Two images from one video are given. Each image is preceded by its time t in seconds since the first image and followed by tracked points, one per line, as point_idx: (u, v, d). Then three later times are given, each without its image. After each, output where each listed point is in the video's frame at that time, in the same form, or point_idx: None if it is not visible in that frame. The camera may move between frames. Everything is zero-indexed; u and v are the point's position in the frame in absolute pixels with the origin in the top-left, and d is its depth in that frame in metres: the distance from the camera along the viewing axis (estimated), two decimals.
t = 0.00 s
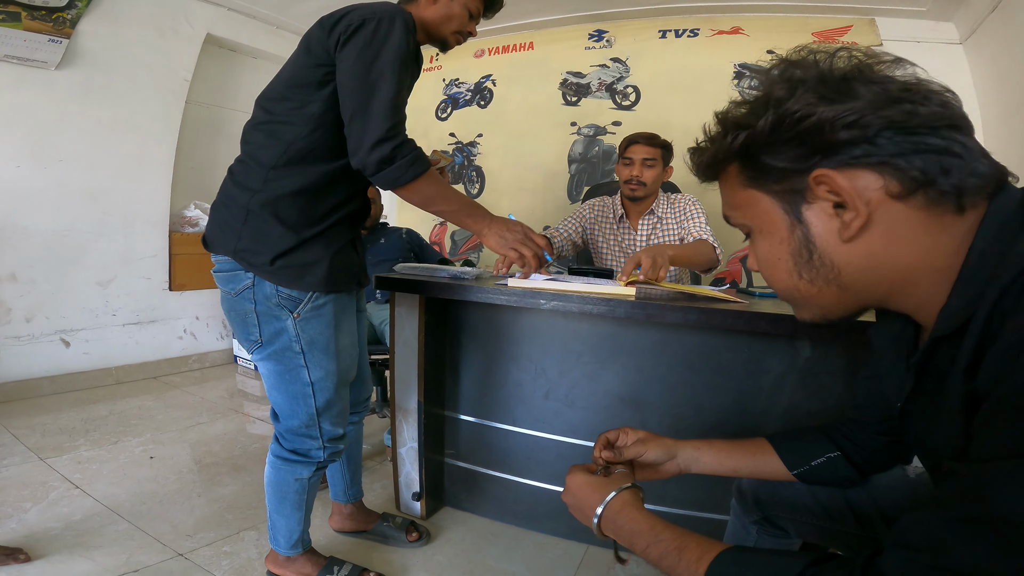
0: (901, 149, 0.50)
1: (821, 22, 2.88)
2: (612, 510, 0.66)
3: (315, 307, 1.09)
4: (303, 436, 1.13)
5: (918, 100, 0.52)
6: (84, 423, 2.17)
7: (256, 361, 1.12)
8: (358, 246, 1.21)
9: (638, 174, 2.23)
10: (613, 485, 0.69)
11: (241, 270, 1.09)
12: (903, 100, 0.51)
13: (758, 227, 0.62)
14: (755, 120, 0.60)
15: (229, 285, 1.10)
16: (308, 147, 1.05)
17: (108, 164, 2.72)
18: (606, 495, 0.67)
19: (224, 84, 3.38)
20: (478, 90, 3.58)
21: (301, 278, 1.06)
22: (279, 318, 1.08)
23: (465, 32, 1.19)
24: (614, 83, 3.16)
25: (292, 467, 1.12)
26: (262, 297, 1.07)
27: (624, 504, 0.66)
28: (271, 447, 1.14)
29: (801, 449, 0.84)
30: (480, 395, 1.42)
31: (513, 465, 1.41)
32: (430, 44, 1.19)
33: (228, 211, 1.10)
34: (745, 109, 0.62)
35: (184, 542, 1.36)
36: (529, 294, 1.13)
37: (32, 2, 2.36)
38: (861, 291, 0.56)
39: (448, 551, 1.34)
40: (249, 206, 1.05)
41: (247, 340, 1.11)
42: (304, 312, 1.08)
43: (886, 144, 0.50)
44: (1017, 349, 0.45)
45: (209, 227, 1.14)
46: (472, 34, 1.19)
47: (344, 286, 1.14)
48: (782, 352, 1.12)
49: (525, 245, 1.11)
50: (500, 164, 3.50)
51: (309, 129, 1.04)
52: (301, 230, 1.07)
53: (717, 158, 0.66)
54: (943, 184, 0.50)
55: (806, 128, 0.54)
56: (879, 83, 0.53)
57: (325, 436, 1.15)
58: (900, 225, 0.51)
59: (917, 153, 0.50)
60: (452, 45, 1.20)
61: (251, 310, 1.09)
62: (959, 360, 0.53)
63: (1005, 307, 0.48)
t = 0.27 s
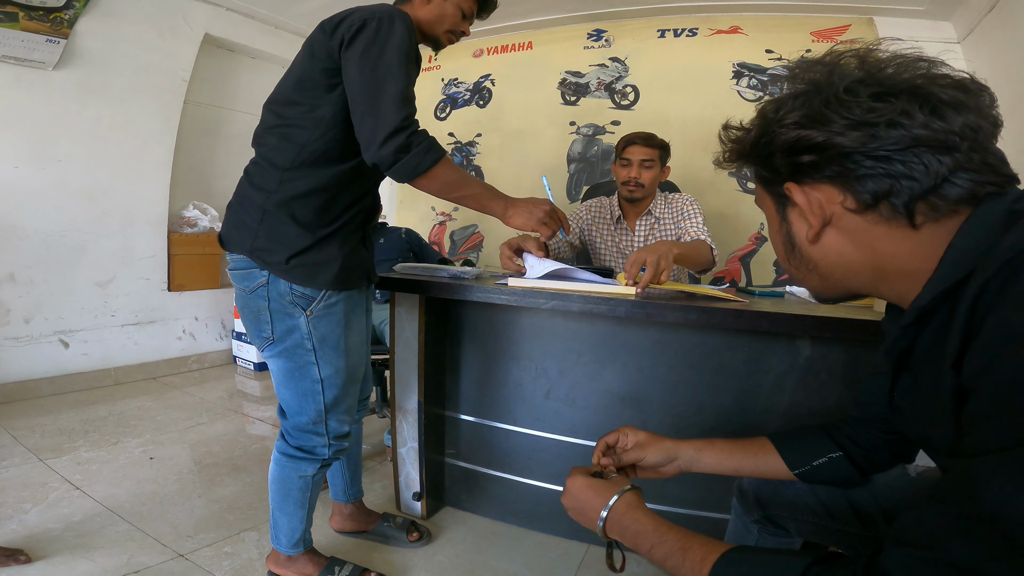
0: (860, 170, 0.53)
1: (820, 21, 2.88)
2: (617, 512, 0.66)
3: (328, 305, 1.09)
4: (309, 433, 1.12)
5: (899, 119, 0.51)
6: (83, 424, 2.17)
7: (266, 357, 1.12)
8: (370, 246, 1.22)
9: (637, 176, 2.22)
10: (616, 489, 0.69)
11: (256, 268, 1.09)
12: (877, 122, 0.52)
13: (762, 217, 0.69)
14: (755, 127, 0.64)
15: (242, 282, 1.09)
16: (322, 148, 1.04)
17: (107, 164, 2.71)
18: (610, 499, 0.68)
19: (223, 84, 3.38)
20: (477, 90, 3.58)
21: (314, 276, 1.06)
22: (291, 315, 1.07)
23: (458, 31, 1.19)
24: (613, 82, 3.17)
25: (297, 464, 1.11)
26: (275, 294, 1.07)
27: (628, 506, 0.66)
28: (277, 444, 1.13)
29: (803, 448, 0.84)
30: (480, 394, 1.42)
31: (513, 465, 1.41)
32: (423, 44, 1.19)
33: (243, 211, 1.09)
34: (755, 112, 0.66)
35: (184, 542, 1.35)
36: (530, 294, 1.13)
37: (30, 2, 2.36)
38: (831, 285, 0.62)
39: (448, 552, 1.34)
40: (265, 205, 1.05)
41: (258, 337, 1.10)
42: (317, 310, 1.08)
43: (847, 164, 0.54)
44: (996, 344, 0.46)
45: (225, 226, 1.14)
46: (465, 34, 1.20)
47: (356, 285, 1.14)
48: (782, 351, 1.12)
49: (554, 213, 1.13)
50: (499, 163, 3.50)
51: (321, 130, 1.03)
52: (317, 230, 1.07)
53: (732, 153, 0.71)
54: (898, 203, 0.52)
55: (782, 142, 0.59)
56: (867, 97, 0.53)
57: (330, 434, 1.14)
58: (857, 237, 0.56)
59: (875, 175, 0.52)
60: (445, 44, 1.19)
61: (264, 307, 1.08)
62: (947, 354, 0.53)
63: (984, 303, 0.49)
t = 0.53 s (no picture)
0: (860, 166, 0.53)
1: (817, 21, 2.89)
2: (619, 512, 0.66)
3: (337, 304, 1.10)
4: (313, 432, 1.12)
5: (900, 118, 0.51)
6: (80, 424, 2.16)
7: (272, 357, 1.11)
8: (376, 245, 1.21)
9: (633, 175, 2.22)
10: (618, 489, 0.69)
11: (267, 267, 1.08)
12: (878, 121, 0.52)
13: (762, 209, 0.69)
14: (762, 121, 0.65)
15: (253, 280, 1.09)
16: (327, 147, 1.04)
17: (103, 164, 2.70)
18: (612, 499, 0.67)
19: (220, 84, 3.37)
20: (474, 89, 3.58)
21: (324, 276, 1.06)
22: (301, 315, 1.07)
23: (446, 29, 1.19)
24: (611, 82, 3.17)
25: (299, 462, 1.11)
26: (286, 293, 1.06)
27: (631, 505, 0.66)
28: (280, 443, 1.13)
29: (800, 445, 0.84)
30: (477, 394, 1.43)
31: (511, 464, 1.41)
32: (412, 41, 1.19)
33: (255, 210, 1.09)
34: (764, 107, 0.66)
35: (182, 543, 1.35)
36: (525, 293, 1.13)
37: (26, 2, 2.35)
38: (824, 278, 0.63)
39: (446, 551, 1.34)
40: (278, 206, 1.05)
41: (266, 335, 1.10)
42: (326, 309, 1.08)
43: (847, 160, 0.54)
44: (969, 335, 0.46)
45: (238, 226, 1.14)
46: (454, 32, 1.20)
47: (365, 284, 1.15)
48: (779, 350, 1.12)
49: (519, 211, 1.07)
50: (497, 163, 3.50)
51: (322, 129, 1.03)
52: (328, 230, 1.07)
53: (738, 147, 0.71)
54: (894, 199, 0.53)
55: (786, 137, 0.59)
56: (871, 97, 0.53)
57: (334, 432, 1.14)
58: (852, 231, 0.56)
59: (873, 172, 0.53)
60: (434, 42, 1.19)
61: (273, 305, 1.07)
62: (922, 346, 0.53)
63: (957, 295, 0.49)
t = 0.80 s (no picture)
0: (859, 167, 0.53)
1: (816, 20, 2.89)
2: (624, 513, 0.65)
3: (339, 306, 1.10)
4: (316, 433, 1.12)
5: (899, 121, 0.52)
6: (79, 425, 2.16)
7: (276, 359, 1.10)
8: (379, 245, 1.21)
9: (632, 175, 2.22)
10: (622, 490, 0.69)
11: (269, 269, 1.09)
12: (878, 123, 0.52)
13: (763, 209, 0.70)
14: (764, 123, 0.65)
15: (256, 282, 1.09)
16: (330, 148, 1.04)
17: (102, 165, 2.70)
18: (616, 501, 0.66)
19: (219, 84, 3.37)
20: (473, 89, 3.58)
21: (326, 277, 1.06)
22: (303, 316, 1.08)
23: (441, 29, 1.19)
24: (610, 82, 3.17)
25: (301, 464, 1.11)
26: (287, 295, 1.07)
27: (636, 506, 0.66)
28: (282, 444, 1.12)
29: (800, 444, 0.84)
30: (477, 393, 1.43)
31: (511, 464, 1.41)
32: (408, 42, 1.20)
33: (257, 212, 1.09)
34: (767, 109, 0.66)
35: (182, 543, 1.35)
36: (525, 293, 1.13)
37: (23, 3, 2.35)
38: (823, 278, 0.63)
39: (447, 551, 1.34)
40: (279, 206, 1.05)
41: (268, 337, 1.09)
42: (328, 311, 1.09)
43: (846, 161, 0.54)
44: (955, 333, 0.47)
45: (240, 227, 1.13)
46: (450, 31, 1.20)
47: (366, 285, 1.15)
48: (779, 349, 1.12)
49: (481, 220, 1.02)
50: (496, 163, 3.50)
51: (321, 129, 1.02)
52: (329, 230, 1.06)
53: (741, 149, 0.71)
54: (891, 199, 0.53)
55: (787, 138, 0.59)
56: (870, 99, 0.53)
57: (335, 433, 1.14)
58: (851, 231, 0.56)
59: (871, 173, 0.53)
60: (428, 42, 1.19)
61: (275, 307, 1.07)
62: (914, 346, 0.54)
63: (943, 294, 0.50)
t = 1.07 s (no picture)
0: (860, 166, 0.53)
1: (813, 20, 2.89)
2: (626, 513, 0.65)
3: (336, 306, 1.09)
4: (314, 434, 1.12)
5: (901, 119, 0.52)
6: (78, 426, 2.16)
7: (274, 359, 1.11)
8: (377, 244, 1.20)
9: (633, 175, 2.22)
10: (623, 489, 0.69)
11: (267, 269, 1.09)
12: (881, 121, 0.52)
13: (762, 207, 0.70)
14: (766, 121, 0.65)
15: (255, 283, 1.10)
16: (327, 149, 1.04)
17: (100, 166, 2.69)
18: (617, 502, 0.66)
19: (217, 85, 3.36)
20: (472, 89, 3.58)
21: (323, 277, 1.05)
22: (300, 317, 1.07)
23: (433, 26, 1.19)
24: (608, 81, 3.17)
25: (301, 465, 1.11)
26: (284, 296, 1.07)
27: (637, 505, 0.66)
28: (281, 445, 1.13)
29: (800, 444, 0.84)
30: (476, 393, 1.43)
31: (511, 464, 1.41)
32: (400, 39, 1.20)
33: (255, 213, 1.09)
34: (767, 106, 0.66)
35: (182, 544, 1.35)
36: (524, 293, 1.13)
37: (21, 3, 2.34)
38: (822, 276, 0.63)
39: (447, 551, 1.34)
40: (276, 207, 1.05)
41: (267, 338, 1.10)
42: (325, 311, 1.08)
43: (848, 160, 0.54)
44: (956, 332, 0.46)
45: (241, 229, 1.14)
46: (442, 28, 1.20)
47: (364, 284, 1.14)
48: (778, 348, 1.12)
49: (472, 219, 1.03)
50: (494, 163, 3.50)
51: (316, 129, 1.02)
52: (326, 230, 1.06)
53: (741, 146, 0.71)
54: (893, 198, 0.53)
55: (789, 136, 0.59)
56: (873, 97, 0.53)
57: (335, 434, 1.14)
58: (851, 229, 0.57)
59: (873, 171, 0.53)
60: (420, 39, 1.19)
61: (273, 308, 1.08)
62: (914, 345, 0.54)
63: (945, 294, 0.50)
